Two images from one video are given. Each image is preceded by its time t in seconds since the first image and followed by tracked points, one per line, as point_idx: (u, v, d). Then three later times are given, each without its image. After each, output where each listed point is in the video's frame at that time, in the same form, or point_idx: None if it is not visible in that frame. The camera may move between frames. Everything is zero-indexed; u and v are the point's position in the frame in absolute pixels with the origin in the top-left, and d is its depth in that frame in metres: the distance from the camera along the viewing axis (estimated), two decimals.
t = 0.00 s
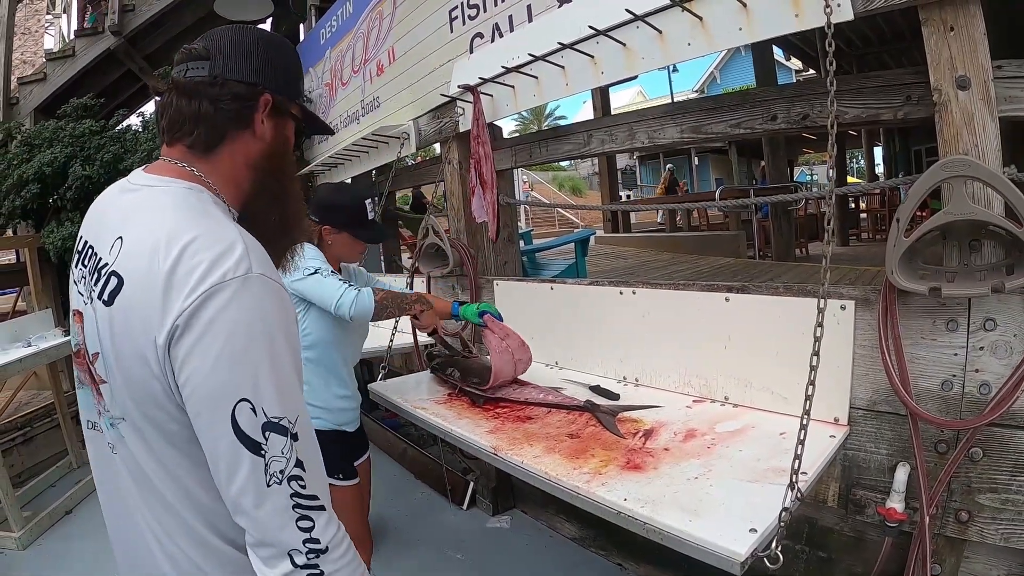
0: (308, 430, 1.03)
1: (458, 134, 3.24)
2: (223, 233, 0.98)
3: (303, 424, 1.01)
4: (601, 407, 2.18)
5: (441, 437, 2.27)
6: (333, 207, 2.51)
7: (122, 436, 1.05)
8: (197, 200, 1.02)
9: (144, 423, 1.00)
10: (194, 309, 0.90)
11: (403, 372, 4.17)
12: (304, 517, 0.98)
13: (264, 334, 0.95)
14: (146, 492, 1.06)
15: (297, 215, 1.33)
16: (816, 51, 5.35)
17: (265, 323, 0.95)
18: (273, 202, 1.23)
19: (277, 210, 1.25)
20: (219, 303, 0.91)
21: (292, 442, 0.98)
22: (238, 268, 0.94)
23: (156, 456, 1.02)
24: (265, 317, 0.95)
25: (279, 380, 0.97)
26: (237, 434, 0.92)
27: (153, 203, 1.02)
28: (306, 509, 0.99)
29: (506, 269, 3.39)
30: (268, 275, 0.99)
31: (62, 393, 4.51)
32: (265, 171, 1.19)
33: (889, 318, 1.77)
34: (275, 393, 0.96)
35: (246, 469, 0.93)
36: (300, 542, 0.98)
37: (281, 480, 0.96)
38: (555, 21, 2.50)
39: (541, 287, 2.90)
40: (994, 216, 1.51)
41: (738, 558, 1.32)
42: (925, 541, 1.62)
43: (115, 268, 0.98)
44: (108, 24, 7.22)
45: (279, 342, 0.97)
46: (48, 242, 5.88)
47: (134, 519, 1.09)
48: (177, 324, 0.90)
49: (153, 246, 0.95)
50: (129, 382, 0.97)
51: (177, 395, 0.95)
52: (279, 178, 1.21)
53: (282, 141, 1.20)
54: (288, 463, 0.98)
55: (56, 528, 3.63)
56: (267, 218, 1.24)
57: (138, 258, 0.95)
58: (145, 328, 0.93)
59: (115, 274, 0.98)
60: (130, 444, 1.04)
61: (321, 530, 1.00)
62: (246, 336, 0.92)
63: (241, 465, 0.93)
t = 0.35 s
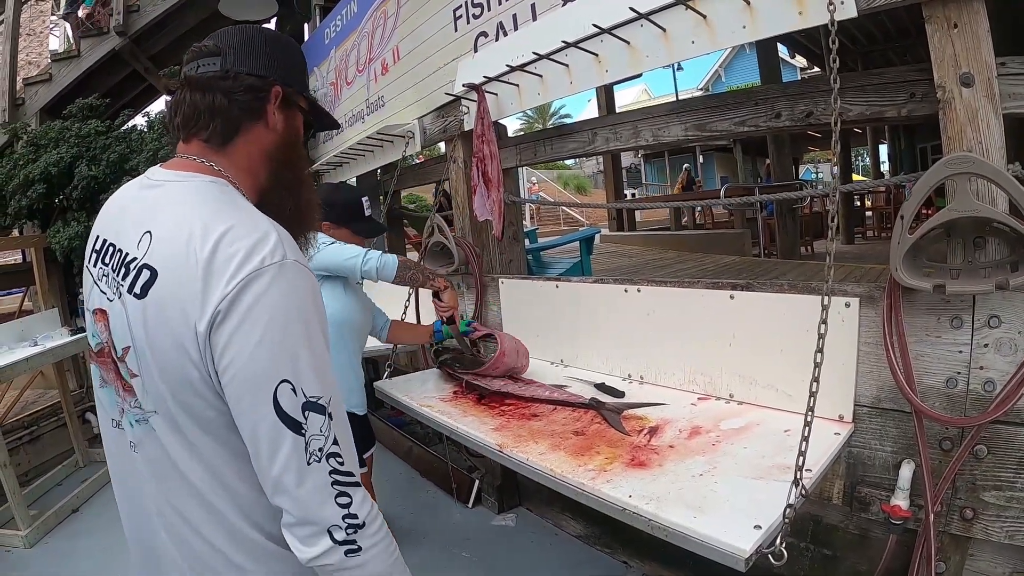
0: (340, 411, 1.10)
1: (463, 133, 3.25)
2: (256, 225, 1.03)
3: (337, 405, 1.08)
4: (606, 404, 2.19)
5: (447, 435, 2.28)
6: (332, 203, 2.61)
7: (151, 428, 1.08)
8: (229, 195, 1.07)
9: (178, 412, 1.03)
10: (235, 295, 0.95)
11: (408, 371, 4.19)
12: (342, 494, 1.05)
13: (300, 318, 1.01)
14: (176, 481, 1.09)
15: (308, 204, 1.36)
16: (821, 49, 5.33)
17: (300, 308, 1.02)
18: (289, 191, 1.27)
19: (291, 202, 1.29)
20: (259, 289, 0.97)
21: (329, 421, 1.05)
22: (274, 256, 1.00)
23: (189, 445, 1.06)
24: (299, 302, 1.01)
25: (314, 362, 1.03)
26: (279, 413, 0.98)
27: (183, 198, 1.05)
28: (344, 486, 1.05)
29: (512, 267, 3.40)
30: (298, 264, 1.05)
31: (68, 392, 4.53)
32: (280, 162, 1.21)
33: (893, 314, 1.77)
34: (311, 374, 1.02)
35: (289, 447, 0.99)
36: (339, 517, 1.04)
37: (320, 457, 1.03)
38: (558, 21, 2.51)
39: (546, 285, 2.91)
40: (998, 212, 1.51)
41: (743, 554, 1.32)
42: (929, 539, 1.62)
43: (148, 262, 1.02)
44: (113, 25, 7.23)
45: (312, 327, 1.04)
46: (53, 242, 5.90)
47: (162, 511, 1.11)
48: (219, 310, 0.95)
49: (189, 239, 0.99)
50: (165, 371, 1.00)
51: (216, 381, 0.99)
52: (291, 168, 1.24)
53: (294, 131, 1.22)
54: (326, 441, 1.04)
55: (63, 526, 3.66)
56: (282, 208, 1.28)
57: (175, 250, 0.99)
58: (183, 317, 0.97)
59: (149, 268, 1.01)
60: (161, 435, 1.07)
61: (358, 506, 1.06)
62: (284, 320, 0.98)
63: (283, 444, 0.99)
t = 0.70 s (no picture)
0: (348, 400, 1.10)
1: (462, 132, 3.25)
2: (265, 220, 1.04)
3: (345, 396, 1.09)
4: (607, 403, 2.19)
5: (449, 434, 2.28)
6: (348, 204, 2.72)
7: (163, 424, 1.08)
8: (237, 192, 1.08)
9: (189, 407, 1.04)
10: (247, 287, 0.96)
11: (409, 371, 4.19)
12: (350, 481, 1.05)
13: (310, 310, 1.02)
14: (188, 476, 1.09)
15: (310, 202, 1.37)
16: (819, 46, 5.33)
17: (310, 301, 1.02)
18: (292, 187, 1.27)
19: (296, 198, 1.29)
20: (270, 282, 0.97)
21: (337, 410, 1.05)
22: (284, 250, 1.01)
23: (201, 441, 1.06)
24: (310, 294, 1.02)
25: (324, 352, 1.04)
26: (290, 402, 0.98)
27: (193, 195, 1.06)
28: (352, 473, 1.06)
29: (512, 267, 3.40)
30: (307, 256, 1.06)
31: (69, 394, 4.54)
32: (283, 160, 1.22)
33: (893, 311, 1.78)
34: (321, 364, 1.03)
35: (299, 436, 1.00)
36: (348, 504, 1.04)
37: (329, 445, 1.03)
38: (556, 20, 2.51)
39: (546, 284, 2.91)
40: (997, 208, 1.51)
41: (745, 551, 1.33)
42: (931, 534, 1.62)
43: (158, 259, 1.02)
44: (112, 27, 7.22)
45: (322, 320, 1.05)
46: (53, 244, 5.89)
47: (173, 507, 1.11)
48: (230, 302, 0.95)
49: (200, 234, 1.00)
50: (176, 366, 1.01)
51: (227, 374, 1.00)
52: (294, 166, 1.25)
53: (296, 130, 1.23)
54: (335, 429, 1.04)
55: (65, 527, 3.66)
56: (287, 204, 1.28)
57: (186, 246, 1.00)
58: (194, 310, 0.97)
59: (159, 265, 1.01)
60: (172, 431, 1.07)
61: (366, 493, 1.07)
62: (295, 312, 0.99)
63: (294, 432, 0.99)
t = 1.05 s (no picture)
0: (341, 403, 1.11)
1: (462, 137, 3.26)
2: (260, 225, 1.05)
3: (338, 399, 1.09)
4: (608, 407, 2.20)
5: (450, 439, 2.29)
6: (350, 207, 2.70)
7: (162, 428, 1.09)
8: (233, 198, 1.09)
9: (186, 411, 1.04)
10: (240, 292, 0.96)
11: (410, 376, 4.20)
12: (342, 484, 1.06)
13: (303, 314, 1.02)
14: (187, 479, 1.10)
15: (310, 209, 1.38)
16: (818, 50, 5.35)
17: (304, 305, 1.03)
18: (290, 195, 1.28)
19: (295, 205, 1.30)
20: (263, 286, 0.98)
21: (330, 413, 1.06)
22: (276, 255, 1.02)
23: (198, 445, 1.07)
24: (302, 298, 1.03)
25: (317, 356, 1.04)
26: (282, 405, 0.98)
27: (190, 202, 1.07)
28: (344, 476, 1.06)
29: (513, 271, 3.41)
30: (300, 260, 1.07)
31: (70, 400, 4.54)
32: (280, 168, 1.22)
33: (893, 314, 1.78)
34: (314, 367, 1.03)
35: (291, 440, 1.00)
36: (340, 506, 1.05)
37: (321, 448, 1.03)
38: (556, 25, 2.52)
39: (547, 289, 2.92)
40: (996, 211, 1.52)
41: (746, 555, 1.33)
42: (932, 537, 1.62)
43: (155, 265, 1.03)
44: (113, 32, 7.24)
45: (316, 324, 1.05)
46: (54, 249, 5.90)
47: (174, 510, 1.12)
48: (224, 307, 0.96)
49: (196, 240, 1.01)
50: (173, 371, 1.01)
51: (222, 379, 1.00)
52: (292, 174, 1.25)
53: (293, 139, 1.23)
54: (327, 432, 1.05)
55: (66, 533, 3.66)
56: (286, 210, 1.29)
57: (182, 251, 1.01)
58: (189, 315, 0.98)
59: (156, 271, 1.02)
60: (171, 435, 1.08)
61: (358, 496, 1.07)
62: (288, 316, 0.99)
63: (286, 435, 0.99)
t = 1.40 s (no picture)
0: (329, 403, 1.11)
1: (462, 139, 3.27)
2: (247, 225, 1.05)
3: (325, 398, 1.09)
4: (607, 409, 2.20)
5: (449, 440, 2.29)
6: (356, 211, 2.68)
7: (155, 428, 1.10)
8: (222, 199, 1.09)
9: (177, 411, 1.05)
10: (226, 292, 0.97)
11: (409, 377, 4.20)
12: (328, 483, 1.06)
13: (290, 314, 1.02)
14: (179, 478, 1.10)
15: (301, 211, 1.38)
16: (819, 52, 5.35)
17: (291, 304, 1.03)
18: (283, 198, 1.28)
19: (287, 206, 1.30)
20: (248, 286, 0.98)
21: (316, 413, 1.06)
22: (263, 255, 1.02)
23: (190, 446, 1.07)
24: (289, 298, 1.03)
25: (303, 355, 1.04)
26: (268, 404, 0.98)
27: (180, 203, 1.08)
28: (331, 475, 1.06)
29: (513, 273, 3.41)
30: (287, 260, 1.07)
31: (70, 399, 4.54)
32: (272, 170, 1.23)
33: (893, 316, 1.78)
34: (300, 367, 1.03)
35: (276, 439, 1.00)
36: (326, 505, 1.05)
37: (307, 447, 1.03)
38: (557, 26, 2.53)
39: (547, 291, 2.92)
40: (996, 214, 1.52)
41: (745, 556, 1.33)
42: (931, 539, 1.62)
43: (146, 267, 1.03)
44: (114, 32, 7.24)
45: (303, 323, 1.05)
46: (54, 249, 5.90)
47: (167, 509, 1.12)
48: (209, 306, 0.96)
49: (184, 241, 1.01)
50: (164, 371, 1.02)
51: (211, 378, 1.00)
52: (285, 176, 1.26)
53: (285, 142, 1.24)
54: (313, 431, 1.05)
55: (66, 532, 3.67)
56: (279, 210, 1.29)
57: (171, 253, 1.01)
58: (177, 315, 0.99)
59: (146, 272, 1.03)
60: (163, 435, 1.08)
61: (345, 495, 1.07)
62: (274, 315, 0.99)
63: (272, 435, 0.99)
